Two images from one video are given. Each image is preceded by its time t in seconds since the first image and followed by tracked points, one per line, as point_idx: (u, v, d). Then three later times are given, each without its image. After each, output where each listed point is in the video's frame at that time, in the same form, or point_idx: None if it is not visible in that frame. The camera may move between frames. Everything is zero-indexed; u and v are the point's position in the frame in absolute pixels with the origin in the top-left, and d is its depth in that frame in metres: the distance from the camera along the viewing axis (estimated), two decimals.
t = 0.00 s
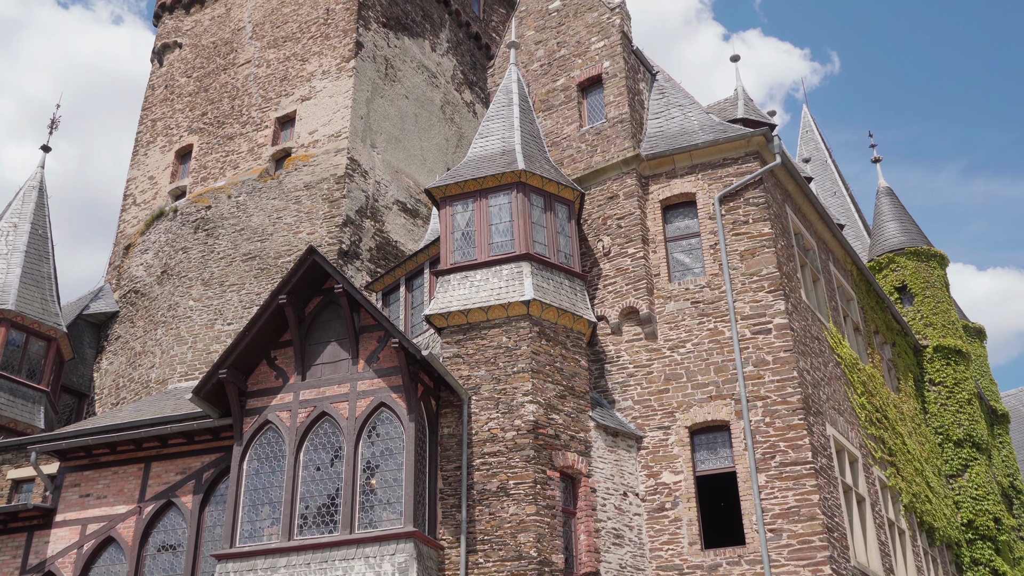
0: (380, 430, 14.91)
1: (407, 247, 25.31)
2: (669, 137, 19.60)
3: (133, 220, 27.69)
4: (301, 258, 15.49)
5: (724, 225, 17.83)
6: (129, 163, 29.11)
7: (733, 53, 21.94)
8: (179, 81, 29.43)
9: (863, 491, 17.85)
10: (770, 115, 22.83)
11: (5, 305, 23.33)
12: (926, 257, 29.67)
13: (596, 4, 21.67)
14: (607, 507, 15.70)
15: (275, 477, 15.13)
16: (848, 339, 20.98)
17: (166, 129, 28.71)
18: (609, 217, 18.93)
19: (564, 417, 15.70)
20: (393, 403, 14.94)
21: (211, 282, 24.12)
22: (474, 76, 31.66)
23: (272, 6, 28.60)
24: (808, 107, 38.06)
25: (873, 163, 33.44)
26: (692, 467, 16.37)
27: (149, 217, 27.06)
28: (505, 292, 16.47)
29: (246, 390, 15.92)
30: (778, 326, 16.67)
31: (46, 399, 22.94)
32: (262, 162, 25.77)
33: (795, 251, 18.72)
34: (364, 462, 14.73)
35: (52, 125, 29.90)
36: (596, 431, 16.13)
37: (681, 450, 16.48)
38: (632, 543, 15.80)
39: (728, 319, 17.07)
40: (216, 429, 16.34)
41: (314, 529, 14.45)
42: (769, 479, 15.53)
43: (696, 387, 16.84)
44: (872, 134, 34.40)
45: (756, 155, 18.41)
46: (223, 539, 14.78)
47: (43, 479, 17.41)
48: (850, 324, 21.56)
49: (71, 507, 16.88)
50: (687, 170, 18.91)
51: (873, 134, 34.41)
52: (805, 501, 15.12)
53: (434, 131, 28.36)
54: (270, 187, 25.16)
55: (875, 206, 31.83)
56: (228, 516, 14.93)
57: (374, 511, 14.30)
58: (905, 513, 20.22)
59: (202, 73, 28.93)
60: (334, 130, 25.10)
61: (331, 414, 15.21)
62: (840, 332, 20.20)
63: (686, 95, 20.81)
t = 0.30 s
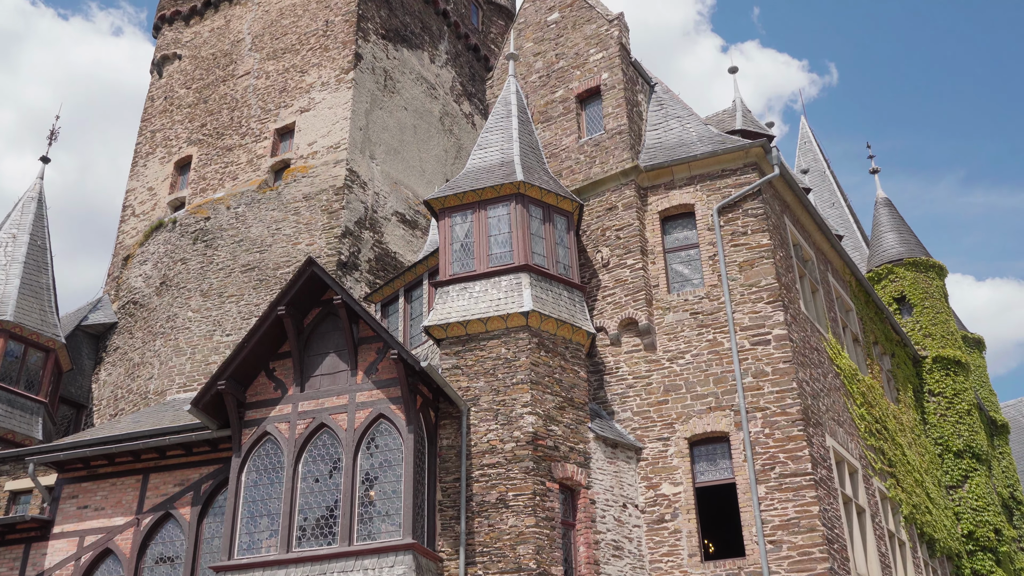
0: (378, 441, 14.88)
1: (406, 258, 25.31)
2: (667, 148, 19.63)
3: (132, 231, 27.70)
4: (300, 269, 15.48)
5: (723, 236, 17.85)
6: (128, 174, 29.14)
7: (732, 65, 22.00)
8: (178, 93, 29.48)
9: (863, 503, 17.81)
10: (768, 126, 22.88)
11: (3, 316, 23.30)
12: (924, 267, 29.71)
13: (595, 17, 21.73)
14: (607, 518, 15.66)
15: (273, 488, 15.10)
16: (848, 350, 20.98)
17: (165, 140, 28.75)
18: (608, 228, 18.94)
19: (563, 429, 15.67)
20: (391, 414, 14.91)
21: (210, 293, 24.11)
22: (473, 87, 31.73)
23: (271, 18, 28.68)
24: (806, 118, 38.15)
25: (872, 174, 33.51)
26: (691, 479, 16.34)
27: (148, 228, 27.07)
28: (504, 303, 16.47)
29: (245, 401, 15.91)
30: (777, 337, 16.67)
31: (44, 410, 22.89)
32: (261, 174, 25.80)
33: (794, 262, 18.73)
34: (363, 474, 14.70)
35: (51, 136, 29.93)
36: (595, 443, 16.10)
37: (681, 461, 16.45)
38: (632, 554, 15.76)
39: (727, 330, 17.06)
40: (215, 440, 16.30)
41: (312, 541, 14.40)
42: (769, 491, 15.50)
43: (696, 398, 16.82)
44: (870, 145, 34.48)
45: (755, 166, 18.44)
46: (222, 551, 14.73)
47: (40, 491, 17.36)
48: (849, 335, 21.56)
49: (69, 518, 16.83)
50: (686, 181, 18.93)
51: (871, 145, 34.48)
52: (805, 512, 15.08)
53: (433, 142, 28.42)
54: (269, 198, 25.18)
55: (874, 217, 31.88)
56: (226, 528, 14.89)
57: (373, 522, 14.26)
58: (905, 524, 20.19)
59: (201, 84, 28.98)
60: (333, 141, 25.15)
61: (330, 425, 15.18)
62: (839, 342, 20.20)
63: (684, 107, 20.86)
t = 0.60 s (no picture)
0: (384, 454, 14.86)
1: (410, 270, 25.32)
2: (670, 158, 19.64)
3: (137, 246, 27.77)
4: (304, 282, 15.49)
5: (726, 246, 17.84)
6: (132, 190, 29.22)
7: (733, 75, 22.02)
8: (182, 108, 29.59)
9: (871, 512, 17.74)
10: (771, 135, 22.90)
11: (8, 332, 23.33)
12: (929, 275, 29.68)
13: (596, 28, 21.78)
14: (613, 530, 15.60)
15: (279, 503, 15.07)
16: (853, 358, 20.93)
17: (169, 155, 28.84)
18: (611, 239, 18.94)
19: (569, 440, 15.63)
20: (396, 427, 14.89)
21: (214, 307, 24.13)
22: (476, 100, 31.81)
23: (274, 32, 28.80)
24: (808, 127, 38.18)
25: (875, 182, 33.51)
26: (698, 489, 16.30)
27: (152, 243, 27.13)
28: (508, 315, 16.46)
29: (250, 415, 15.90)
30: (782, 346, 16.63)
31: (49, 426, 22.87)
32: (264, 188, 25.86)
33: (798, 271, 18.71)
34: (368, 487, 14.66)
35: (55, 153, 30.05)
36: (601, 454, 16.06)
37: (687, 472, 16.40)
38: (639, 566, 15.69)
39: (732, 340, 17.03)
40: (220, 455, 16.28)
41: (318, 555, 14.36)
42: (776, 501, 15.45)
43: (701, 409, 16.78)
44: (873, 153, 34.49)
45: (758, 175, 18.45)
46: (227, 566, 14.70)
47: (46, 507, 17.35)
48: (854, 344, 21.52)
49: (74, 534, 16.81)
50: (689, 191, 18.94)
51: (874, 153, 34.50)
52: (812, 522, 15.01)
53: (436, 155, 28.47)
54: (273, 212, 25.23)
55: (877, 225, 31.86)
56: (232, 542, 14.86)
57: (379, 536, 14.22)
58: (913, 533, 20.10)
59: (204, 99, 29.09)
60: (336, 154, 25.21)
61: (335, 439, 15.16)
62: (844, 351, 20.16)
63: (686, 117, 20.89)
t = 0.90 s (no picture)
0: (384, 470, 14.81)
1: (410, 285, 25.32)
2: (670, 173, 19.67)
3: (137, 262, 27.79)
4: (305, 298, 15.48)
5: (726, 260, 17.83)
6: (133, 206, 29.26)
7: (732, 90, 22.06)
8: (182, 124, 29.66)
9: (874, 526, 17.67)
10: (770, 149, 22.94)
11: (8, 348, 23.30)
12: (929, 288, 29.69)
13: (595, 43, 21.85)
14: (615, 546, 15.54)
15: (279, 520, 15.02)
16: (854, 372, 20.89)
17: (169, 171, 28.90)
18: (612, 253, 18.94)
19: (570, 455, 15.58)
20: (397, 443, 14.85)
21: (215, 323, 24.13)
22: (475, 115, 31.90)
23: (274, 49, 28.90)
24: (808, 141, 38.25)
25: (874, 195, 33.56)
26: (700, 504, 16.24)
27: (152, 259, 27.15)
28: (509, 330, 16.45)
29: (251, 431, 15.87)
30: (783, 360, 16.60)
31: (49, 443, 22.79)
32: (265, 204, 25.90)
33: (798, 285, 18.71)
34: (369, 504, 14.62)
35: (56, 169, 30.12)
36: (602, 469, 16.00)
37: (689, 487, 16.35)
38: None
39: (733, 354, 17.01)
40: (220, 472, 16.22)
41: (319, 572, 14.30)
42: (778, 516, 15.40)
43: (702, 423, 16.74)
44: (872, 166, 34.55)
45: (758, 190, 18.46)
46: None
47: (45, 525, 17.29)
48: (855, 357, 21.49)
49: (74, 552, 16.74)
50: (689, 205, 18.96)
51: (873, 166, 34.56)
52: (815, 537, 14.94)
53: (436, 170, 28.52)
54: (273, 228, 25.25)
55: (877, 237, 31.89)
56: (232, 560, 14.80)
57: (380, 553, 14.16)
58: (916, 547, 20.01)
59: (205, 115, 29.17)
60: (337, 170, 25.25)
61: (335, 455, 15.13)
62: (845, 365, 20.13)
63: (686, 131, 20.93)
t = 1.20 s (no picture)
0: (384, 493, 14.75)
1: (409, 307, 25.33)
2: (668, 193, 19.73)
3: (136, 285, 27.79)
4: (303, 320, 15.46)
5: (725, 280, 17.86)
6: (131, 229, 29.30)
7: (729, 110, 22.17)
8: (181, 147, 29.76)
9: (875, 547, 17.59)
10: (767, 169, 23.03)
11: (7, 372, 23.24)
12: (928, 307, 29.74)
13: (592, 65, 21.97)
14: (615, 568, 15.45)
15: (278, 543, 14.95)
16: (854, 391, 20.86)
17: (168, 194, 28.97)
18: (610, 274, 18.97)
19: (570, 477, 15.52)
20: (396, 465, 14.80)
21: (213, 346, 24.10)
22: (473, 136, 32.05)
23: (272, 72, 29.04)
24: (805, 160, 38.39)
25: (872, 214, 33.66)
26: (700, 525, 16.17)
27: (151, 282, 27.17)
28: (508, 351, 16.43)
29: (249, 454, 15.81)
30: (782, 380, 16.58)
31: (47, 467, 22.66)
32: (263, 226, 25.94)
33: (797, 304, 18.73)
34: (368, 526, 14.55)
35: (55, 193, 30.19)
36: (602, 490, 15.93)
37: (689, 507, 16.28)
38: None
39: (732, 374, 16.99)
40: (218, 495, 16.15)
41: None
42: (779, 536, 15.32)
43: (702, 443, 16.69)
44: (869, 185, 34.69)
45: (755, 209, 18.50)
46: None
47: (43, 550, 17.20)
48: (855, 376, 21.46)
49: None
50: (687, 226, 19.00)
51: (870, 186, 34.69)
52: (816, 557, 14.86)
53: (434, 192, 28.60)
54: (272, 250, 25.28)
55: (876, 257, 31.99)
56: None
57: None
58: (919, 568, 19.91)
59: (203, 138, 29.28)
60: (335, 192, 25.30)
61: (334, 477, 15.07)
62: (845, 384, 20.11)
63: (683, 152, 21.01)
